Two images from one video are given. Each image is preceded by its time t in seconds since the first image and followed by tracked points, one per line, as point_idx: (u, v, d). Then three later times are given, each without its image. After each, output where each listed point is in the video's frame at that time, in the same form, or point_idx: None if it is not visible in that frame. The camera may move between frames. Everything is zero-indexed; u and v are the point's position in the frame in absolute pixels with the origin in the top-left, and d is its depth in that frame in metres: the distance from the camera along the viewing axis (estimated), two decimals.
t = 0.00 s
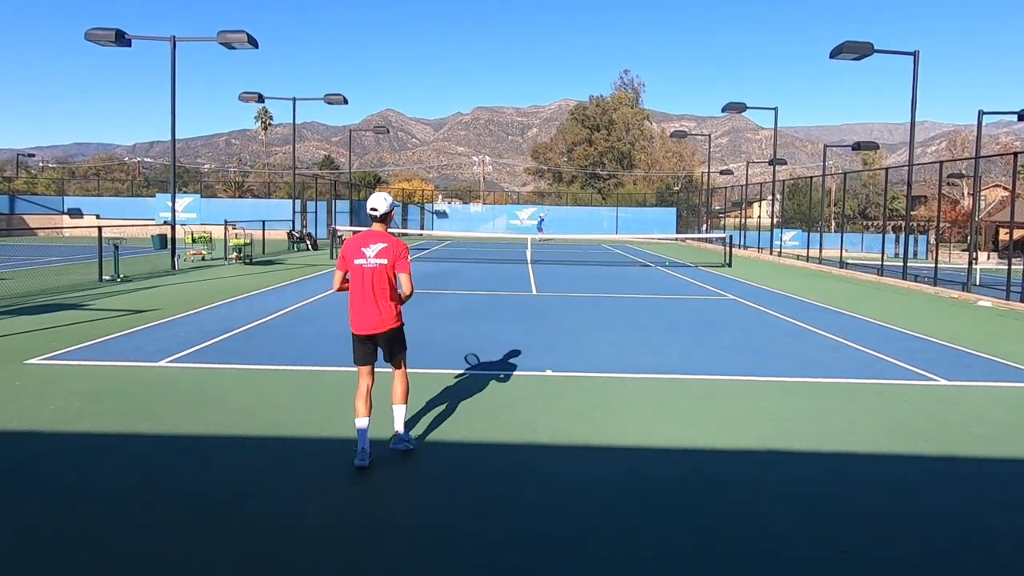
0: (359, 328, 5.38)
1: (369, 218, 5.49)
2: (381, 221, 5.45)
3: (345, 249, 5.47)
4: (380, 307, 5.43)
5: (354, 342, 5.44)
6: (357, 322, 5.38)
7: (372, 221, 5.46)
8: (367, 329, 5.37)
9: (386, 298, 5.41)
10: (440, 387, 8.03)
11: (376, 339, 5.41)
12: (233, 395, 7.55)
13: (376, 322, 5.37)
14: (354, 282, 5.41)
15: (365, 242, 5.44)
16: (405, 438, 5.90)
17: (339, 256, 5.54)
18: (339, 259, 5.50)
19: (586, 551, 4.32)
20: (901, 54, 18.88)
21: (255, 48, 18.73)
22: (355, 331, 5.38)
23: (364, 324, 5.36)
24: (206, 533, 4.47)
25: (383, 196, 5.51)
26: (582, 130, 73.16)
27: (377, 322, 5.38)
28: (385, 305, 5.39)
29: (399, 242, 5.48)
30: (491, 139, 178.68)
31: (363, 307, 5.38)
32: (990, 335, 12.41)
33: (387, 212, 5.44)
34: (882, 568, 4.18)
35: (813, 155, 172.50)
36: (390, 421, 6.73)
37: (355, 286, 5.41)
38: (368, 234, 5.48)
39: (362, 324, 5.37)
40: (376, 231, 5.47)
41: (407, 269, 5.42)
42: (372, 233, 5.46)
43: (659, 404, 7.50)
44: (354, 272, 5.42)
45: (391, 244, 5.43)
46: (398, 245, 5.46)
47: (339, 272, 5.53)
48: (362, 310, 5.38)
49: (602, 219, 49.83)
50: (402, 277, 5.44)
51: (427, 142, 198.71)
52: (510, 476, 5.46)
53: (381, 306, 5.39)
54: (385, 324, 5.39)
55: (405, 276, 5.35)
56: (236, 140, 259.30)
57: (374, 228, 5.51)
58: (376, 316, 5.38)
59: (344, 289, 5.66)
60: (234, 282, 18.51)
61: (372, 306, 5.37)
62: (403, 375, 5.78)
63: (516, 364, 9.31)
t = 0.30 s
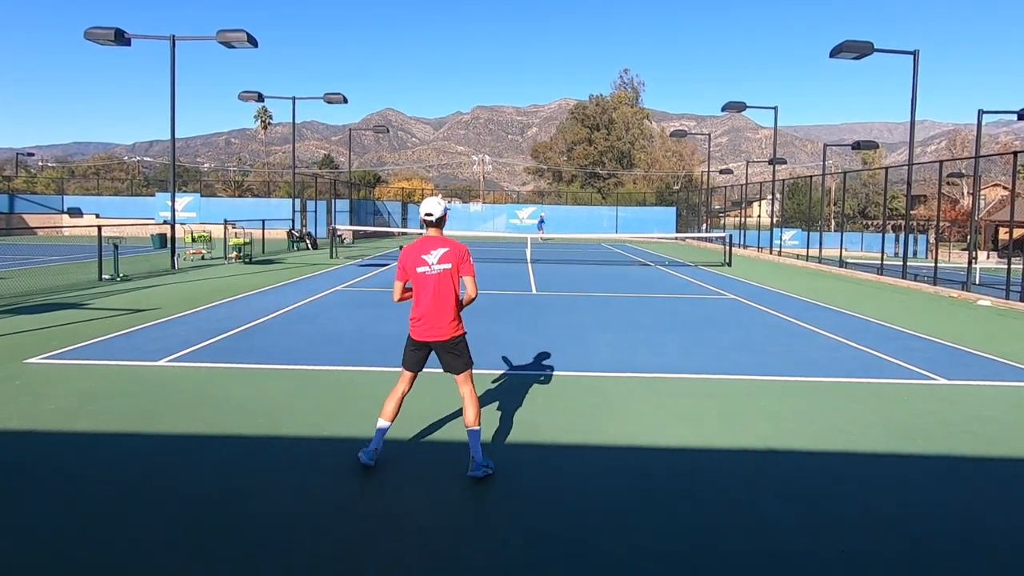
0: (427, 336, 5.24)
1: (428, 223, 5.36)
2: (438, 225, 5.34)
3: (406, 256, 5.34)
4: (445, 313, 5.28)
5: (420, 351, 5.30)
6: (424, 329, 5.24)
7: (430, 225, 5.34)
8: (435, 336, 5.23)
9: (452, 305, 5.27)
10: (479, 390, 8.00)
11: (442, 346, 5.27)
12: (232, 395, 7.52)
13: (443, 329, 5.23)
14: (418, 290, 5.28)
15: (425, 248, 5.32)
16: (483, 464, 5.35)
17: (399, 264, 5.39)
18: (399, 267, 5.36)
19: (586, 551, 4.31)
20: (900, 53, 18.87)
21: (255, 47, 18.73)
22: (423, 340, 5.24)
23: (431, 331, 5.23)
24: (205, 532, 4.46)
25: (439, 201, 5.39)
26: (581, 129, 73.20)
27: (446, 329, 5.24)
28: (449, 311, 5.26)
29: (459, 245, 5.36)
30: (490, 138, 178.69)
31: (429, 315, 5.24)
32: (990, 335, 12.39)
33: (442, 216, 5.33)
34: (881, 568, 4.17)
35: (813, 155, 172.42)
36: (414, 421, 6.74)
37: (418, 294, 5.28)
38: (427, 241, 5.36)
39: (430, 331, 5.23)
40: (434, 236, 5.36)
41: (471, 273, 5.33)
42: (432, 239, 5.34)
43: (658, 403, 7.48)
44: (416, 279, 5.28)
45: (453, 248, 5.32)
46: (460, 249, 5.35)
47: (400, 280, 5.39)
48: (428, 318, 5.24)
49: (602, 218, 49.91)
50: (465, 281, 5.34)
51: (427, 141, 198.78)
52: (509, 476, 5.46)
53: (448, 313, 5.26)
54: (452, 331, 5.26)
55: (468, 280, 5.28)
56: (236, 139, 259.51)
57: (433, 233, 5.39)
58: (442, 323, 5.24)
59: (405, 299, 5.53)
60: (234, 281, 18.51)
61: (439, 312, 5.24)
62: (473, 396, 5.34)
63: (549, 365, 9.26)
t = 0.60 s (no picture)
0: (455, 326, 5.24)
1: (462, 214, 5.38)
2: (473, 217, 5.32)
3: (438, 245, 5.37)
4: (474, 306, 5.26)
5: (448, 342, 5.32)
6: (451, 319, 5.25)
7: (464, 216, 5.34)
8: (462, 327, 5.23)
9: (481, 298, 5.26)
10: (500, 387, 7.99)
11: (471, 338, 5.26)
12: (232, 395, 7.50)
13: (471, 320, 5.23)
14: (449, 280, 5.30)
15: (457, 238, 5.33)
16: (519, 456, 5.46)
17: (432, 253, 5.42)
18: (431, 256, 5.40)
19: (586, 551, 4.31)
20: (900, 52, 18.87)
21: (255, 46, 18.72)
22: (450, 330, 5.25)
23: (458, 322, 5.23)
24: (206, 532, 4.46)
25: (475, 192, 5.37)
26: (582, 129, 73.20)
27: (473, 320, 5.23)
28: (477, 305, 5.25)
29: (491, 238, 5.33)
30: (491, 138, 178.67)
31: (458, 306, 5.24)
32: (990, 335, 12.39)
33: (479, 207, 5.31)
34: (879, 567, 4.18)
35: (813, 155, 172.38)
36: (451, 421, 6.72)
37: (448, 285, 5.30)
38: (460, 231, 5.37)
39: (457, 322, 5.23)
40: (468, 227, 5.36)
41: (500, 265, 5.30)
42: (465, 230, 5.34)
43: (659, 403, 7.46)
44: (446, 270, 5.31)
45: (484, 240, 5.29)
46: (492, 241, 5.32)
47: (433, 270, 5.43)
48: (455, 310, 5.25)
49: (602, 217, 49.97)
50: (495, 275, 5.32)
51: (427, 141, 198.69)
52: (507, 476, 5.45)
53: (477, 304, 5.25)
54: (479, 323, 5.24)
55: (497, 272, 5.26)
56: (237, 138, 259.66)
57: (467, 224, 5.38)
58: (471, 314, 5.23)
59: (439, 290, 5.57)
60: (234, 280, 18.52)
61: (467, 304, 5.24)
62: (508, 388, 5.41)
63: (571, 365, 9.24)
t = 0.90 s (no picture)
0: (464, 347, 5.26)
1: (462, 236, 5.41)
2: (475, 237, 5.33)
3: (440, 268, 5.35)
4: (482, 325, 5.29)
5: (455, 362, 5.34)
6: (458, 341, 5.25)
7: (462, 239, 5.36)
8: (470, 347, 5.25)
9: (488, 317, 5.29)
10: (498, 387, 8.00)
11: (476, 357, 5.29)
12: (233, 395, 7.48)
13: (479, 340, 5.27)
14: (453, 301, 5.30)
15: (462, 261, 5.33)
16: (531, 462, 5.37)
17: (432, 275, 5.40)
18: (433, 278, 5.37)
19: (587, 551, 4.30)
20: (903, 51, 18.87)
21: (256, 45, 18.73)
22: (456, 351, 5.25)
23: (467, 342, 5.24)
24: (207, 531, 4.45)
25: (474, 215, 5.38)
26: (582, 128, 73.20)
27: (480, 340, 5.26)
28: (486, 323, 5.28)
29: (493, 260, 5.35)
30: (492, 138, 178.66)
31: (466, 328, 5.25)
32: (992, 334, 12.39)
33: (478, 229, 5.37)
34: (882, 566, 4.18)
35: (814, 154, 172.33)
36: (451, 420, 6.73)
37: (453, 306, 5.29)
38: (460, 253, 5.38)
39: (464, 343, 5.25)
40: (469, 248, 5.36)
41: (504, 286, 5.35)
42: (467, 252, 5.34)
43: (659, 404, 7.43)
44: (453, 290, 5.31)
45: (488, 261, 5.32)
46: (495, 261, 5.36)
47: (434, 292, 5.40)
48: (464, 330, 5.25)
49: (603, 216, 50.02)
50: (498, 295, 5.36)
51: (429, 140, 198.68)
52: (507, 475, 5.45)
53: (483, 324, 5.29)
54: (486, 343, 5.27)
55: (501, 293, 5.32)
56: (237, 137, 259.63)
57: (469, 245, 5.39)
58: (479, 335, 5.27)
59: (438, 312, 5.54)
60: (234, 279, 18.52)
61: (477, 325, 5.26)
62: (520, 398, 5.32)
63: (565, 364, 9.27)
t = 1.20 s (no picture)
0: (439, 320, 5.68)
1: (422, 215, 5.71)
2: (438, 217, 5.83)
3: (416, 244, 5.62)
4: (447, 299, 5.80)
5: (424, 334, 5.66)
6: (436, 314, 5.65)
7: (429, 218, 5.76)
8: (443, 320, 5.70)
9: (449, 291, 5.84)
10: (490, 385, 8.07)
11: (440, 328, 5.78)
12: (235, 393, 7.53)
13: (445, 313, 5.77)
14: (429, 276, 5.66)
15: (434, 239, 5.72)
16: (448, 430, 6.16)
17: (404, 251, 5.60)
18: (409, 252, 5.59)
19: (589, 550, 4.32)
20: (907, 49, 18.86)
21: (259, 45, 18.77)
22: (435, 324, 5.65)
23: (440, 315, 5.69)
24: (210, 530, 4.46)
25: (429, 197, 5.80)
26: (585, 127, 73.19)
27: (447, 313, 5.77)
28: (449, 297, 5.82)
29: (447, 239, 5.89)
30: (494, 137, 178.70)
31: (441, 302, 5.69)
32: (995, 333, 12.40)
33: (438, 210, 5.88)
34: (885, 565, 4.19)
35: (817, 153, 172.02)
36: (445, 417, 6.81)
37: (430, 282, 5.65)
38: (427, 230, 5.74)
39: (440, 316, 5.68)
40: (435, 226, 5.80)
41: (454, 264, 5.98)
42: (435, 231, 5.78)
43: (661, 404, 7.42)
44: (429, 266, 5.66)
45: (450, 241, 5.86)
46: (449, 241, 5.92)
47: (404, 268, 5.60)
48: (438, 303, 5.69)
49: (607, 216, 50.02)
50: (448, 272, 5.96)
51: (432, 140, 198.66)
52: (509, 474, 5.46)
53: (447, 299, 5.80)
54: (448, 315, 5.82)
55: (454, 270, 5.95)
56: (241, 137, 260.20)
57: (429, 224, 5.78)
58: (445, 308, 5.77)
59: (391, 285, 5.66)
60: (238, 279, 18.58)
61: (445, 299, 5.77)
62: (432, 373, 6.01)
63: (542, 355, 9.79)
